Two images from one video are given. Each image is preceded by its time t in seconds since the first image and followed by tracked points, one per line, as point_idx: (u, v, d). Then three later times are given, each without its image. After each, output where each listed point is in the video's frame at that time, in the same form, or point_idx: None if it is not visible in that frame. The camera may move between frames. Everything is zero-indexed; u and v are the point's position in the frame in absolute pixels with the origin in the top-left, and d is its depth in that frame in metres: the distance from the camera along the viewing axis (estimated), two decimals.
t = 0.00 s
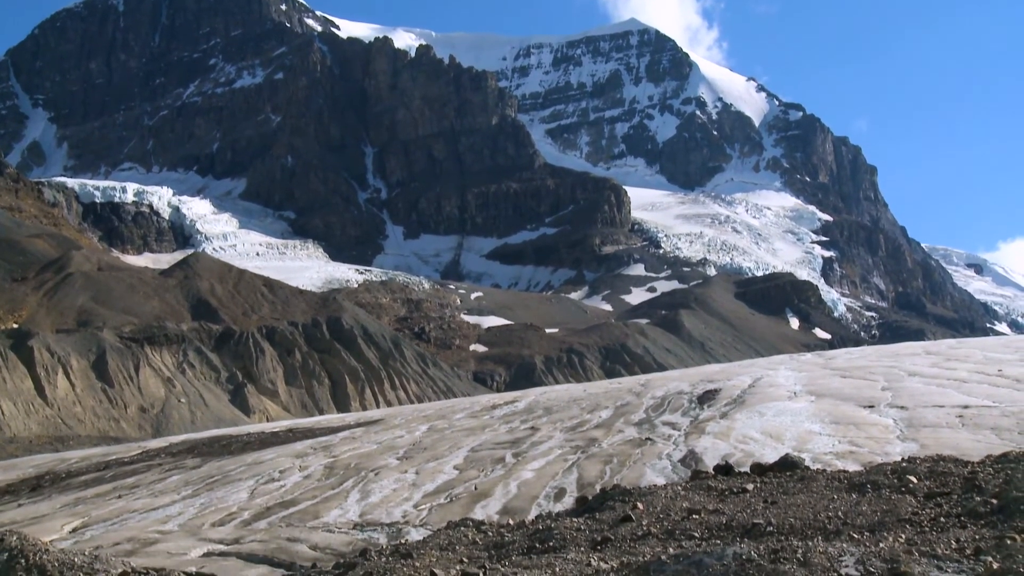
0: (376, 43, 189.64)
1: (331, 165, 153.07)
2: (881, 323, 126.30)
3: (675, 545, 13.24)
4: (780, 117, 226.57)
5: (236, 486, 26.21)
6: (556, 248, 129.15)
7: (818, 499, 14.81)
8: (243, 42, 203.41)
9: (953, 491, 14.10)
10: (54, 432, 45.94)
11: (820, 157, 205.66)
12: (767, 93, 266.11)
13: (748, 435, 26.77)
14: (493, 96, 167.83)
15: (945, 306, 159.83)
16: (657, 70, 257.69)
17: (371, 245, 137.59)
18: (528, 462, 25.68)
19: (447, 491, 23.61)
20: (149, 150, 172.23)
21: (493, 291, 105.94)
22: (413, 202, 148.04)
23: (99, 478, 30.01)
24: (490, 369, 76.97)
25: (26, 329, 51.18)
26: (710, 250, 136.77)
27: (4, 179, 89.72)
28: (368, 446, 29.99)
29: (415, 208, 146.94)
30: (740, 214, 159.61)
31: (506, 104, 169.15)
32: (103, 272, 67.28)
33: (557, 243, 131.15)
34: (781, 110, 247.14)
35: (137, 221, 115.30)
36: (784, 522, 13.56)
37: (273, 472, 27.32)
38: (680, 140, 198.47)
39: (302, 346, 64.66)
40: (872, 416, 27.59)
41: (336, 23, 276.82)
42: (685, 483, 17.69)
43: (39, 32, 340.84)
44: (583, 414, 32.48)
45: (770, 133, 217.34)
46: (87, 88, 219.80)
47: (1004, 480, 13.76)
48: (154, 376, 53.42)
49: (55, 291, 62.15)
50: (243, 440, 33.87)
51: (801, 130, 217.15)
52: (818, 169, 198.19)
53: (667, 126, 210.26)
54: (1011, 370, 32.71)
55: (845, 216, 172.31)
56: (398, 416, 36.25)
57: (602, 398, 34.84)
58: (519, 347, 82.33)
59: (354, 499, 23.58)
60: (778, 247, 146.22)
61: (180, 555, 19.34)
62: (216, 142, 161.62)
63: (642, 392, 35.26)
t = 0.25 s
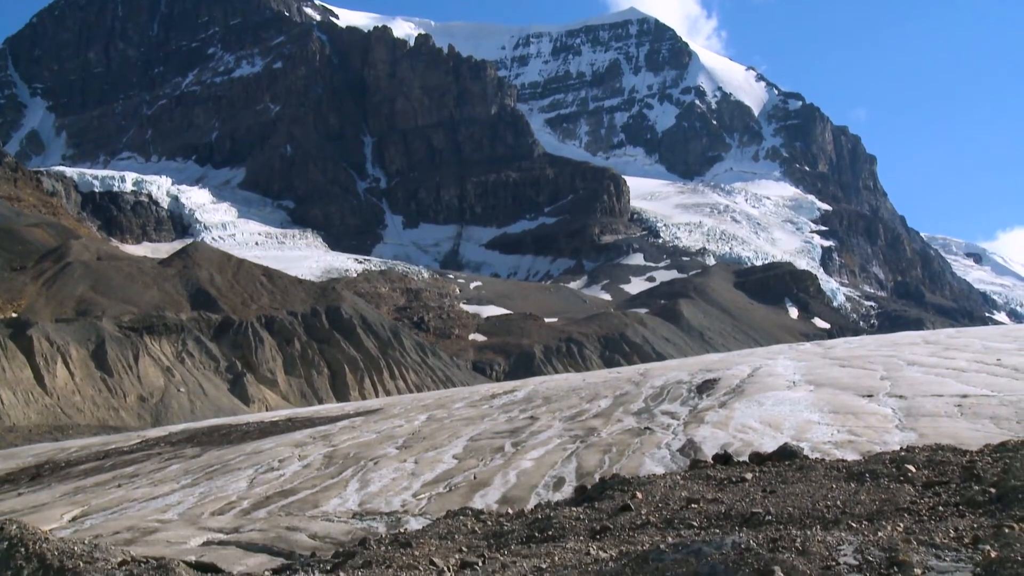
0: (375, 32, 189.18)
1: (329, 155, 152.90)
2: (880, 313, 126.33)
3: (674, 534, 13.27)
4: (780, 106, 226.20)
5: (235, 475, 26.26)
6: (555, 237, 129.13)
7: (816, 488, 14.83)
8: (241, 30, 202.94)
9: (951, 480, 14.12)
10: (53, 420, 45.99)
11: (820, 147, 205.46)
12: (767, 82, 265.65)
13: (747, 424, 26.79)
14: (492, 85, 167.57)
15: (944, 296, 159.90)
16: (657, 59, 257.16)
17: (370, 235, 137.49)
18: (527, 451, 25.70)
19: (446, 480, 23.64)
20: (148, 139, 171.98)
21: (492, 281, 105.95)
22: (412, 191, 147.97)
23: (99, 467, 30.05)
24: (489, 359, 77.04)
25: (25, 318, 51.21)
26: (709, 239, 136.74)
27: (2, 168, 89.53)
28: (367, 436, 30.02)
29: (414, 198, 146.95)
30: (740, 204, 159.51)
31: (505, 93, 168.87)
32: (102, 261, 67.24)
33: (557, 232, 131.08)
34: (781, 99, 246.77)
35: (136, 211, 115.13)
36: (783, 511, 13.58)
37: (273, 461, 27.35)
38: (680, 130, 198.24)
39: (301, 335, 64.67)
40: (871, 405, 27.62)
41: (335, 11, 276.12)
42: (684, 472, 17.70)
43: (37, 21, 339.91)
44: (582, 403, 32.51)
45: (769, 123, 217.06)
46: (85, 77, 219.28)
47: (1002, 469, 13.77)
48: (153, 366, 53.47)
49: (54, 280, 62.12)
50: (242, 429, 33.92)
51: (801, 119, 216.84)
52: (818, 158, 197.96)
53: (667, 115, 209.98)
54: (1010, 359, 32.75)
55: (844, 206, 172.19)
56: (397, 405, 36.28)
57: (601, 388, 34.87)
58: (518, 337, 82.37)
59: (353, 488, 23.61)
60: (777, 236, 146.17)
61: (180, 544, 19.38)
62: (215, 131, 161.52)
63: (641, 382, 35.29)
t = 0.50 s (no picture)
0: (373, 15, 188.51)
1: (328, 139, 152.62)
2: (879, 297, 126.39)
3: (672, 518, 13.30)
4: (779, 90, 225.69)
5: (234, 459, 26.29)
6: (554, 222, 129.04)
7: (815, 472, 14.85)
8: (239, 14, 202.16)
9: (949, 464, 14.13)
10: (52, 404, 46.03)
11: (819, 131, 205.14)
12: (766, 67, 265.02)
13: (745, 408, 26.84)
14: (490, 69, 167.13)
15: (942, 280, 159.98)
16: (655, 44, 256.46)
17: (368, 219, 137.43)
18: (525, 435, 25.74)
19: (445, 464, 23.67)
20: (146, 123, 171.51)
21: (490, 265, 105.93)
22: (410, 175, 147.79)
23: (98, 451, 30.07)
24: (487, 343, 77.10)
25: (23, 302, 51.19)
26: (708, 224, 136.66)
27: None
28: (365, 420, 30.04)
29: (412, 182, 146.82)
30: (738, 188, 159.43)
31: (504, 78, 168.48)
32: (101, 245, 67.16)
33: (555, 217, 130.99)
34: (780, 84, 246.23)
35: (134, 195, 114.80)
36: (781, 495, 13.60)
37: (271, 445, 27.38)
38: (679, 114, 197.86)
39: (299, 319, 64.67)
40: (869, 390, 27.67)
41: None
42: (682, 456, 17.72)
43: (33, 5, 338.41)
44: (581, 387, 32.56)
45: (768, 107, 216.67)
46: (82, 60, 218.51)
47: (1000, 453, 13.78)
48: (152, 350, 53.49)
49: (52, 264, 62.05)
50: (241, 413, 33.95)
51: (799, 103, 216.47)
52: (817, 142, 197.70)
53: (665, 100, 209.54)
54: (1008, 343, 32.82)
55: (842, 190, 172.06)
56: (395, 390, 36.30)
57: (599, 372, 34.89)
58: (517, 321, 82.41)
59: (352, 473, 23.64)
60: (775, 221, 146.13)
61: (179, 528, 19.41)
62: (213, 115, 161.07)
63: (639, 366, 35.34)
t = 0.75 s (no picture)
0: None
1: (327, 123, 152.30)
2: (878, 281, 126.38)
3: (671, 501, 13.32)
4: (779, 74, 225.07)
5: (233, 442, 26.34)
6: (553, 205, 128.96)
7: (813, 455, 14.88)
8: None
9: (947, 447, 14.15)
10: (52, 388, 46.09)
11: (818, 115, 204.75)
12: (765, 50, 264.30)
13: (744, 392, 26.90)
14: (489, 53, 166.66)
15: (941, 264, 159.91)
16: (655, 27, 255.66)
17: (367, 203, 137.47)
18: (525, 419, 25.78)
19: (444, 448, 23.73)
20: (144, 107, 171.06)
21: (489, 249, 105.89)
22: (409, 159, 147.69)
23: (97, 434, 30.10)
24: (486, 326, 77.15)
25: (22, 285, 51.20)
26: (707, 207, 136.51)
27: None
28: (365, 404, 30.12)
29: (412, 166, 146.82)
30: (737, 172, 159.23)
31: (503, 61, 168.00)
32: (99, 229, 67.08)
33: (554, 201, 130.94)
34: (779, 67, 245.62)
35: (132, 178, 114.23)
36: (779, 479, 13.62)
37: (271, 428, 27.43)
38: (678, 98, 197.39)
39: (298, 303, 64.68)
40: (868, 373, 27.73)
41: None
42: (681, 440, 17.75)
43: None
44: (579, 371, 32.60)
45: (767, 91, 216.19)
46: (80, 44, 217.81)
47: (998, 436, 13.80)
48: (151, 333, 53.51)
49: (51, 248, 61.99)
50: (240, 396, 33.98)
51: (799, 87, 215.94)
52: (816, 126, 197.34)
53: (665, 84, 209.08)
54: (1006, 326, 32.85)
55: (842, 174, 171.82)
56: (394, 373, 36.33)
57: (598, 356, 34.93)
58: (516, 304, 82.44)
59: (351, 456, 23.69)
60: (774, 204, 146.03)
61: (178, 511, 19.44)
62: (211, 98, 160.62)
63: (638, 350, 35.37)
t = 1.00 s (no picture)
0: None
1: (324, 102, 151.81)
2: (876, 260, 126.26)
3: (669, 480, 13.35)
4: (778, 53, 224.25)
5: (232, 421, 26.38)
6: (551, 185, 128.81)
7: (811, 434, 14.90)
8: None
9: (944, 426, 14.17)
10: (50, 366, 46.10)
11: (817, 94, 204.11)
12: (764, 29, 263.31)
13: (742, 371, 26.94)
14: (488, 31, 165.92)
15: (940, 243, 159.72)
16: (653, 6, 254.59)
17: (365, 182, 137.44)
18: (523, 398, 25.81)
19: (442, 427, 23.78)
20: (141, 85, 170.40)
21: (487, 228, 105.75)
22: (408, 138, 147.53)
23: (96, 413, 30.14)
24: (484, 306, 77.13)
25: (20, 264, 51.15)
26: (706, 187, 136.21)
27: None
28: (363, 383, 30.16)
29: (410, 144, 146.77)
30: (736, 151, 158.92)
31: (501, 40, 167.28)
32: (97, 207, 66.96)
33: (552, 180, 130.72)
34: (778, 47, 244.76)
35: (130, 156, 114.13)
36: (776, 458, 13.65)
37: (269, 407, 27.47)
38: (676, 77, 196.68)
39: (297, 282, 64.64)
40: (866, 352, 27.76)
41: None
42: (679, 419, 17.76)
43: None
44: (578, 350, 32.62)
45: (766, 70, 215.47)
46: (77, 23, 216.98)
47: (995, 415, 13.82)
48: (149, 312, 53.49)
49: (48, 226, 61.88)
50: (238, 375, 34.02)
51: (798, 66, 215.19)
52: (815, 105, 196.77)
53: (663, 63, 208.41)
54: (1005, 306, 32.87)
55: (840, 153, 171.43)
56: (393, 353, 36.36)
57: (597, 335, 34.94)
58: (514, 284, 82.39)
59: (350, 435, 23.73)
60: (773, 184, 145.78)
61: (177, 489, 19.49)
62: (209, 77, 159.99)
63: (636, 329, 35.40)
